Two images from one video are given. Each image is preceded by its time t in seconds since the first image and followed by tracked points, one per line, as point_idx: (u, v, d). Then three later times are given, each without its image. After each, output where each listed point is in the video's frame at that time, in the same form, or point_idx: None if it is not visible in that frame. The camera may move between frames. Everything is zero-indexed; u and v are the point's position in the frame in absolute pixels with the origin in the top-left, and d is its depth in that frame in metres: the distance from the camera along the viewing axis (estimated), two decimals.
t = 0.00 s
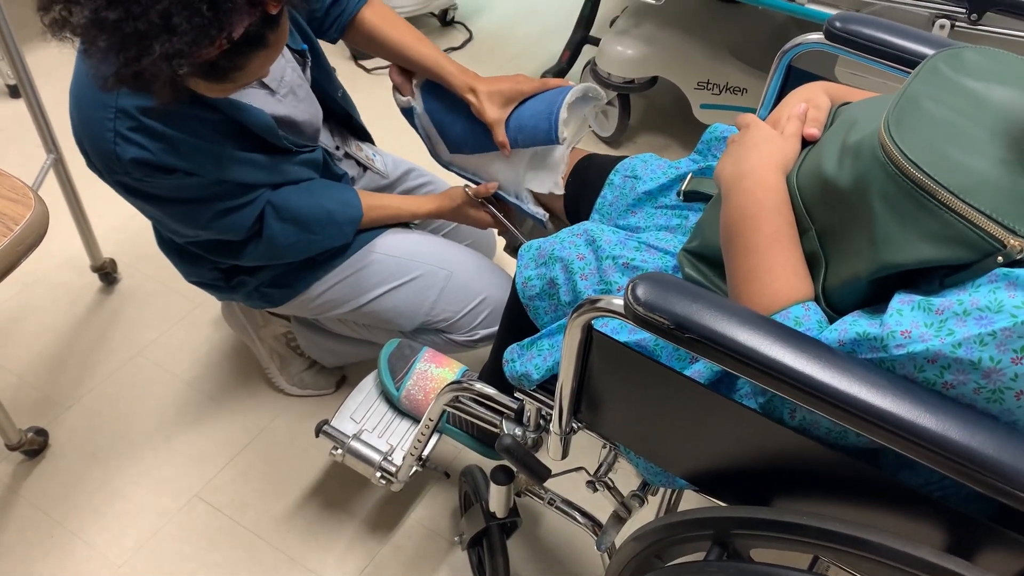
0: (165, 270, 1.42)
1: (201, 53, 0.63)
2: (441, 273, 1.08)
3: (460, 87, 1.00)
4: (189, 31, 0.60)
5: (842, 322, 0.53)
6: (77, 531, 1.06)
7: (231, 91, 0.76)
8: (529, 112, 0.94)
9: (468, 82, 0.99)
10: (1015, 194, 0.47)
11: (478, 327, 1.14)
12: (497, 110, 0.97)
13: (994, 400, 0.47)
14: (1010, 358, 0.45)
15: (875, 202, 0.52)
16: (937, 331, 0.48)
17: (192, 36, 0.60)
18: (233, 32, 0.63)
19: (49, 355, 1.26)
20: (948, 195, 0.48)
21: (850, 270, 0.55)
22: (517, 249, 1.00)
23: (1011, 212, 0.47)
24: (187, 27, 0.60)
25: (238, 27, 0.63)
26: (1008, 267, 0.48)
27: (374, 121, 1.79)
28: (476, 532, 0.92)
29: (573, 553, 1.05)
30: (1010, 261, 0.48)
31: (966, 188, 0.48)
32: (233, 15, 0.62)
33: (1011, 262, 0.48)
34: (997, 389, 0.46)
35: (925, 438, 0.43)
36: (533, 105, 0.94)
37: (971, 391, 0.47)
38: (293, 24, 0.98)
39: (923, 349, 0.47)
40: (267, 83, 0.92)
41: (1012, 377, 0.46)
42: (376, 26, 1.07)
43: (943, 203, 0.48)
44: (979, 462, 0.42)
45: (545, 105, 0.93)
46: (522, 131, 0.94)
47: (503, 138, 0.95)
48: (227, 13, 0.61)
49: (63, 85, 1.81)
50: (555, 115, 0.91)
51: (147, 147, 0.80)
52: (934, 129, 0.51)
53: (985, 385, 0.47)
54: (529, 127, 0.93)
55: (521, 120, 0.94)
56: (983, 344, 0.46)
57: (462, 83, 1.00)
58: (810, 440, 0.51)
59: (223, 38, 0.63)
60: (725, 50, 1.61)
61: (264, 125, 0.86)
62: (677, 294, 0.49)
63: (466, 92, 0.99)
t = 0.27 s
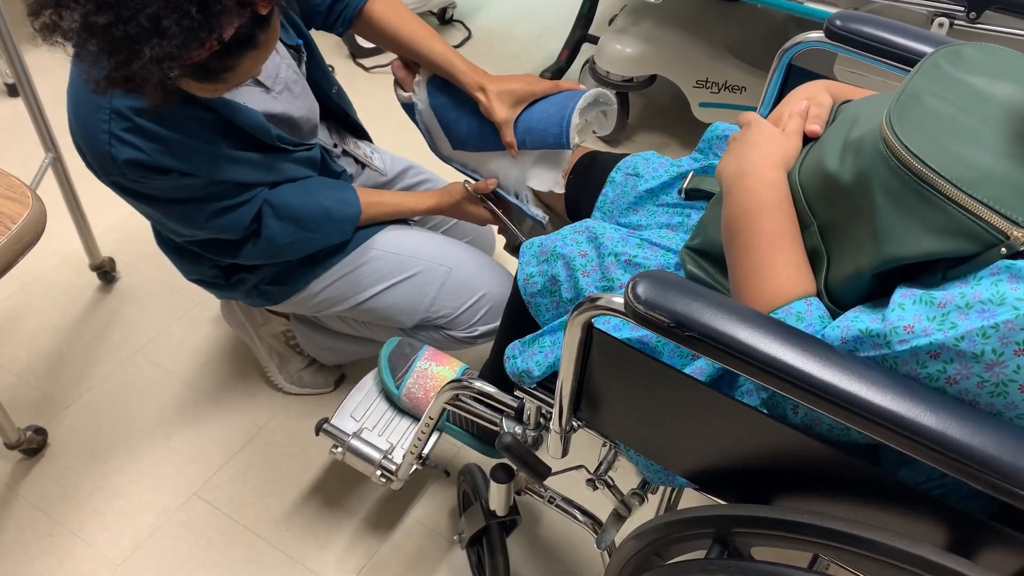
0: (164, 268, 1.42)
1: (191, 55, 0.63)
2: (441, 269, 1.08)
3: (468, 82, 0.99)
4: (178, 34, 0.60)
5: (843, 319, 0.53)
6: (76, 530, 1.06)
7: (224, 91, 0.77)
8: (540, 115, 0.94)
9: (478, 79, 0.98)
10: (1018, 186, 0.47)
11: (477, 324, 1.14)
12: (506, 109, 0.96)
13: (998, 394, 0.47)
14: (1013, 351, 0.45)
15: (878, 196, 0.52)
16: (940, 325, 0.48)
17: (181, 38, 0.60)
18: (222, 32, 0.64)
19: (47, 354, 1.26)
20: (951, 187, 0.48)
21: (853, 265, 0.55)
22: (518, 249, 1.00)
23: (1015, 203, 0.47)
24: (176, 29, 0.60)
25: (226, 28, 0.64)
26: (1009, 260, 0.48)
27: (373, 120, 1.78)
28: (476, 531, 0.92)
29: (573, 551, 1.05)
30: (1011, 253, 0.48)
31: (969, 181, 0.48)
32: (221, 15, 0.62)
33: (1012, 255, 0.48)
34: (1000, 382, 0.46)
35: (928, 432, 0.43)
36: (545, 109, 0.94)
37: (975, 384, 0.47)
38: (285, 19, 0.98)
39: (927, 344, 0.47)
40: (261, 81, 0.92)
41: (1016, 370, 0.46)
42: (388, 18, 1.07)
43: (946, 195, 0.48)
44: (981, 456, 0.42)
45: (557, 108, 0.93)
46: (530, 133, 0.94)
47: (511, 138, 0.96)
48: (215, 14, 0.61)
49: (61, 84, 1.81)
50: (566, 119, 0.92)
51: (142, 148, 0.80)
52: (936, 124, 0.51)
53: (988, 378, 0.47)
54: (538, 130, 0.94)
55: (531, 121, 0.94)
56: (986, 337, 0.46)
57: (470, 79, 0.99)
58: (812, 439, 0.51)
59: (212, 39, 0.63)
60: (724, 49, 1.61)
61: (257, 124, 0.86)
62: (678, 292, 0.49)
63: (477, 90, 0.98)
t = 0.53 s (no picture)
0: (162, 265, 1.42)
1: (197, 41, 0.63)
2: (441, 267, 1.08)
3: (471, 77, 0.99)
4: (187, 18, 0.60)
5: (842, 316, 0.53)
6: (75, 528, 1.06)
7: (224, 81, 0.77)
8: (543, 111, 0.94)
9: (479, 75, 0.98)
10: (1017, 184, 0.47)
11: (477, 321, 1.14)
12: (509, 105, 0.96)
13: (997, 392, 0.47)
14: (1012, 349, 0.45)
15: (876, 194, 0.52)
16: (939, 323, 0.48)
17: (190, 22, 0.60)
18: (229, 19, 0.63)
19: (46, 352, 1.26)
20: (949, 185, 0.48)
21: (852, 263, 0.55)
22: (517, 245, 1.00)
23: (1013, 201, 0.47)
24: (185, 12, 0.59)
25: (232, 15, 0.63)
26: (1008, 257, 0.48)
27: (372, 117, 1.78)
28: (475, 528, 0.92)
29: (571, 549, 1.05)
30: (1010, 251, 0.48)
31: (967, 179, 0.48)
32: None
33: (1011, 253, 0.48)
34: (999, 380, 0.46)
35: (926, 430, 0.43)
36: (546, 106, 0.95)
37: (974, 382, 0.47)
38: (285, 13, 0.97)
39: (926, 341, 0.47)
40: (260, 73, 0.92)
41: (1015, 368, 0.46)
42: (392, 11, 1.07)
43: (945, 193, 0.48)
44: (979, 454, 0.42)
45: (559, 105, 0.94)
46: (533, 129, 0.95)
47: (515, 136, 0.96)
48: None
49: (59, 82, 1.80)
50: (571, 116, 0.92)
51: (141, 138, 0.80)
52: (934, 121, 0.51)
53: (987, 376, 0.47)
54: (542, 127, 0.94)
55: (534, 117, 0.95)
56: (985, 335, 0.46)
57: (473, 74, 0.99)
58: (811, 437, 0.51)
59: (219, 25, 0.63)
60: (723, 46, 1.61)
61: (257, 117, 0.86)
62: (676, 289, 0.49)
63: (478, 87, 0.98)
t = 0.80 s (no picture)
0: (161, 263, 1.42)
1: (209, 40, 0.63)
2: (438, 268, 1.08)
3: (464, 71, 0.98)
4: (197, 18, 0.60)
5: (839, 313, 0.53)
6: (75, 525, 1.06)
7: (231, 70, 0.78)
8: (529, 122, 0.94)
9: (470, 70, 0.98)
10: (1013, 181, 0.47)
11: (474, 322, 1.14)
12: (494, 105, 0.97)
13: (994, 388, 0.47)
14: (1008, 345, 0.45)
15: (873, 191, 0.52)
16: (936, 318, 0.48)
17: (201, 22, 0.60)
18: (240, 14, 0.63)
19: (45, 350, 1.26)
20: (946, 182, 0.48)
21: (849, 261, 0.55)
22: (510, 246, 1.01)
23: (1010, 198, 0.47)
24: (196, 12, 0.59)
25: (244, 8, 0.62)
26: (1005, 253, 0.48)
27: (371, 115, 1.78)
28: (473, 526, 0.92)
29: (569, 546, 1.06)
30: (1007, 247, 0.48)
31: (964, 176, 0.48)
32: None
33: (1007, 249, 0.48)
34: (996, 376, 0.46)
35: (923, 427, 0.43)
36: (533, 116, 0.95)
37: (970, 378, 0.47)
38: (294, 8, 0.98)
39: (923, 338, 0.47)
40: (265, 66, 0.92)
41: (1011, 364, 0.46)
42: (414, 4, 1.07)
43: (942, 190, 0.48)
44: (976, 450, 0.42)
45: (546, 115, 0.94)
46: (521, 141, 0.95)
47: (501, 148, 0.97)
48: None
49: (58, 79, 1.80)
50: (557, 129, 0.93)
51: (139, 121, 0.79)
52: (931, 118, 0.51)
53: (984, 373, 0.47)
54: (528, 138, 0.94)
55: (521, 129, 0.95)
56: (982, 331, 0.46)
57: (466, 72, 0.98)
58: (808, 433, 0.51)
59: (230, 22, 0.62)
60: (722, 43, 1.61)
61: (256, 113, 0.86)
62: (673, 286, 0.49)
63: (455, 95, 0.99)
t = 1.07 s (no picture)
0: (160, 261, 1.42)
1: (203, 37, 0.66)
2: (431, 268, 1.08)
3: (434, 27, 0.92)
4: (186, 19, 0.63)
5: (838, 312, 0.53)
6: (75, 523, 1.06)
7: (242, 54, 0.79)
8: (523, 121, 0.95)
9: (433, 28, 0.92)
10: (1013, 181, 0.47)
11: (468, 323, 1.13)
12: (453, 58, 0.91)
13: (993, 387, 0.47)
14: (1007, 344, 0.45)
15: (872, 191, 0.52)
16: (934, 316, 0.48)
17: (191, 24, 0.64)
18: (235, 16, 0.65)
19: (44, 348, 1.26)
20: (945, 182, 0.48)
21: (847, 260, 0.55)
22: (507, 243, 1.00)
23: (1009, 198, 0.47)
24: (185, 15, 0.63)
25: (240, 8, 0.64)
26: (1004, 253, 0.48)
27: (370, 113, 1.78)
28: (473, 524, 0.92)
29: (569, 544, 1.06)
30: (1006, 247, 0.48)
31: (963, 175, 0.48)
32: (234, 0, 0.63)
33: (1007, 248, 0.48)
34: (995, 375, 0.46)
35: (921, 426, 0.43)
36: (526, 114, 0.95)
37: (969, 377, 0.47)
38: None
39: (922, 335, 0.47)
40: (273, 57, 0.90)
41: (1010, 363, 0.46)
42: None
43: (941, 190, 0.48)
44: (974, 449, 0.42)
45: (540, 114, 0.95)
46: (516, 140, 0.95)
47: (497, 148, 0.97)
48: None
49: (57, 77, 1.80)
50: (552, 128, 0.93)
51: (141, 93, 0.78)
52: (930, 118, 0.51)
53: (983, 371, 0.47)
54: (523, 138, 0.95)
55: (516, 128, 0.95)
56: (980, 330, 0.46)
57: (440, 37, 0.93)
58: (808, 432, 0.51)
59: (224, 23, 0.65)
60: (722, 41, 1.60)
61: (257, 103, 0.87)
62: (672, 284, 0.49)
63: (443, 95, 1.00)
